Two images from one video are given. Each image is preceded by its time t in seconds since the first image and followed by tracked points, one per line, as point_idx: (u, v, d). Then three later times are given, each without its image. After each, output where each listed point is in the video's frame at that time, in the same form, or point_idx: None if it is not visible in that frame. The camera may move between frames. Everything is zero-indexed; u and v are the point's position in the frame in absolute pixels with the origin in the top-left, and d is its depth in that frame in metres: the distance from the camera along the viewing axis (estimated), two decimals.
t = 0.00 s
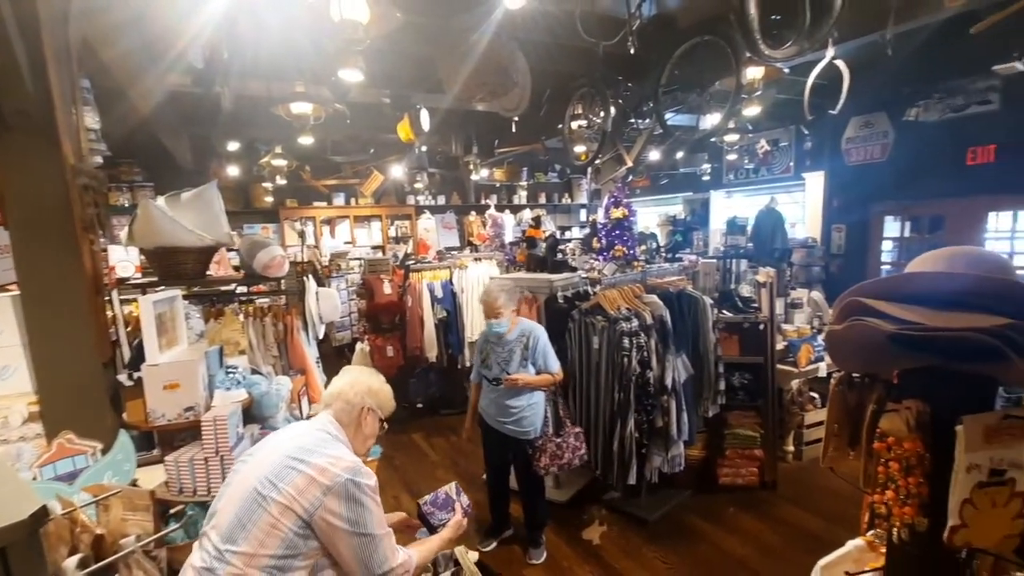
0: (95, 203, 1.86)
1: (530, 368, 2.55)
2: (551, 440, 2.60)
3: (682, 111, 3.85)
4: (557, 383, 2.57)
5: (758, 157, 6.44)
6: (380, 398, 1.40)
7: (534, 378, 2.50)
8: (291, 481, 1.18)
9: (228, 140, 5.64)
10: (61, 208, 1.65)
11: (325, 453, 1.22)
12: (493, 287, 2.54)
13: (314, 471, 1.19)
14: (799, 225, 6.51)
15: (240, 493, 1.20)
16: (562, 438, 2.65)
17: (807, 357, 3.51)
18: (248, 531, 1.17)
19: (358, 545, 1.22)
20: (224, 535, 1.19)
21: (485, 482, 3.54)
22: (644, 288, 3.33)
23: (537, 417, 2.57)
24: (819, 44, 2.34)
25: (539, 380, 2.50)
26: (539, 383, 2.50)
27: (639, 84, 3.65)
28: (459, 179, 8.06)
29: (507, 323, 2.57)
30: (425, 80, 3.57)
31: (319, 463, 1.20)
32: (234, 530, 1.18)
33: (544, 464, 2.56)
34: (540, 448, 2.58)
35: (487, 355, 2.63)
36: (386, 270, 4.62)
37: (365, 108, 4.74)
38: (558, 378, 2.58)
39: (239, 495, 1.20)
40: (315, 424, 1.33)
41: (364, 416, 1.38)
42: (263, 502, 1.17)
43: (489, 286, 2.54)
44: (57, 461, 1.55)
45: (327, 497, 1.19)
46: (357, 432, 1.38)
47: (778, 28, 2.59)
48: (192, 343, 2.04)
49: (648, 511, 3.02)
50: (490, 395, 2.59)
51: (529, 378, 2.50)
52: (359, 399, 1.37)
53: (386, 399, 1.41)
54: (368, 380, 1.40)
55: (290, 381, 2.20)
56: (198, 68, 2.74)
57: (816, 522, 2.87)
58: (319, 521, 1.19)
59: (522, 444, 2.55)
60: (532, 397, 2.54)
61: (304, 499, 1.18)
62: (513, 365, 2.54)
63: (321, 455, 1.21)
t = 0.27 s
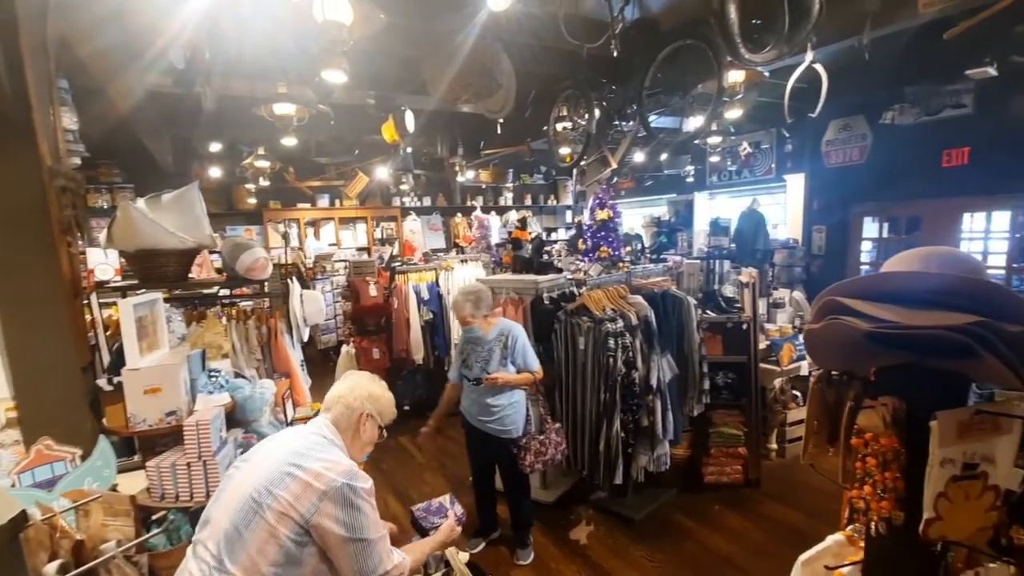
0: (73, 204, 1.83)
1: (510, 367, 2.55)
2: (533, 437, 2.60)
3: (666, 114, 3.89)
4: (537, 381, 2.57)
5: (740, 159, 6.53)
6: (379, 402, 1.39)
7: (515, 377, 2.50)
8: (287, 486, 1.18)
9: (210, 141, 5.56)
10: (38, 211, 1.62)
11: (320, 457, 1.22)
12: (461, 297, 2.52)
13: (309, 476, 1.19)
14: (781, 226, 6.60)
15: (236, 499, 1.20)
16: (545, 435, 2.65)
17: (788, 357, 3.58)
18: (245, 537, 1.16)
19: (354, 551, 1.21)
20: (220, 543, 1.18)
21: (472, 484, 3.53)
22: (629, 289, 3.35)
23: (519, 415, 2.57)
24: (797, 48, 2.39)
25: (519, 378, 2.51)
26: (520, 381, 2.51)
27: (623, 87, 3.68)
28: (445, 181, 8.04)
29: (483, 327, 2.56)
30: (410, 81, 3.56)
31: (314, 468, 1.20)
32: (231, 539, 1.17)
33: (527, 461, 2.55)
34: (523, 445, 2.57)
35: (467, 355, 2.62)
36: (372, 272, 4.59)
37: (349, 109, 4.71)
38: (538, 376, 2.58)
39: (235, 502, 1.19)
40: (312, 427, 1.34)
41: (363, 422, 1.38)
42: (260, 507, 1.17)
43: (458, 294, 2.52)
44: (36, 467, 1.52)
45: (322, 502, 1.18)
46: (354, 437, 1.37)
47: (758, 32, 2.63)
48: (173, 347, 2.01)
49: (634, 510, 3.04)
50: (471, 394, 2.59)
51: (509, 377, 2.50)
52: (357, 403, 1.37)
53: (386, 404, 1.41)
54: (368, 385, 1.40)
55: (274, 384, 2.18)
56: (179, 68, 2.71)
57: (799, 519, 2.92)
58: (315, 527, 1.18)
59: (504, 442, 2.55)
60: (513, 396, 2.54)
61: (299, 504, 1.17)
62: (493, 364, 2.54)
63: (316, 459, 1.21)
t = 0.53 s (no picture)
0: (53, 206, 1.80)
1: (493, 367, 2.55)
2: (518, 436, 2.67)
3: (651, 116, 3.92)
4: (520, 381, 2.59)
5: (725, 161, 6.61)
6: (380, 407, 1.39)
7: (498, 377, 2.51)
8: (283, 490, 1.17)
9: (193, 142, 5.50)
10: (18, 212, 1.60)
11: (316, 461, 1.21)
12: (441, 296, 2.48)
13: (305, 480, 1.18)
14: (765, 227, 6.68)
15: (234, 503, 1.19)
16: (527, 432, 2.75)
17: (772, 355, 3.62)
18: (243, 542, 1.16)
19: (351, 557, 1.19)
20: (220, 547, 1.17)
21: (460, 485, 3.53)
22: (616, 290, 3.37)
23: (503, 415, 2.56)
24: (778, 51, 2.44)
25: (503, 377, 2.52)
26: (503, 381, 2.52)
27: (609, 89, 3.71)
28: (432, 183, 8.02)
29: (462, 329, 2.53)
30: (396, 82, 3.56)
31: (310, 472, 1.19)
32: (229, 543, 1.16)
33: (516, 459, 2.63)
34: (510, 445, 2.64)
35: (450, 357, 2.61)
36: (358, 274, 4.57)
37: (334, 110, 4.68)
38: (521, 376, 2.60)
39: (233, 506, 1.19)
40: (311, 429, 1.33)
41: (363, 427, 1.38)
42: (257, 511, 1.16)
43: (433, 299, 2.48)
44: (15, 475, 1.48)
45: (318, 507, 1.17)
46: (354, 441, 1.37)
47: (741, 35, 2.68)
48: (156, 351, 1.99)
49: (622, 509, 3.06)
50: (455, 395, 2.58)
51: (492, 376, 2.51)
52: (360, 407, 1.37)
53: (387, 409, 1.40)
54: (370, 389, 1.40)
55: (259, 388, 2.16)
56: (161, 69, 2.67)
57: (783, 515, 2.95)
58: (312, 532, 1.17)
59: (489, 442, 2.53)
60: (497, 395, 2.54)
61: (296, 508, 1.16)
62: (476, 364, 2.54)
63: (312, 463, 1.20)
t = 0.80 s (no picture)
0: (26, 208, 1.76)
1: (476, 367, 2.53)
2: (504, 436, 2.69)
3: (634, 117, 3.95)
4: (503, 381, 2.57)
5: (707, 162, 6.69)
6: (372, 409, 1.38)
7: (481, 377, 2.49)
8: (282, 493, 1.16)
9: (172, 143, 5.41)
10: None
11: (314, 463, 1.20)
12: (423, 297, 2.50)
13: (304, 482, 1.17)
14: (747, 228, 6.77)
15: (232, 509, 1.18)
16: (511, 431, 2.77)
17: (755, 354, 3.67)
18: (243, 547, 1.15)
19: (350, 560, 1.17)
20: (219, 554, 1.16)
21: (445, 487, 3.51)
22: (600, 291, 3.40)
23: (487, 416, 2.56)
24: (756, 54, 2.51)
25: (486, 378, 2.50)
26: (486, 381, 2.49)
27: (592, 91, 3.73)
28: (416, 184, 7.99)
29: (444, 329, 2.53)
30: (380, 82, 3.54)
31: (309, 474, 1.18)
32: (229, 549, 1.15)
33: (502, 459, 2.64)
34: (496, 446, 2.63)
35: (434, 358, 2.60)
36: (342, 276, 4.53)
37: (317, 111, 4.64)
38: (504, 376, 2.58)
39: (232, 510, 1.18)
40: (305, 432, 1.32)
41: (355, 430, 1.37)
42: (257, 515, 1.15)
43: (416, 298, 2.50)
44: None
45: (317, 509, 1.15)
46: (346, 444, 1.36)
47: (721, 38, 2.74)
48: (134, 355, 1.95)
49: (608, 509, 3.07)
50: (438, 396, 2.57)
51: (475, 377, 2.49)
52: (353, 410, 1.36)
53: (379, 412, 1.40)
54: (362, 392, 1.39)
55: (240, 392, 2.13)
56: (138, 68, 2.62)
57: (766, 512, 2.99)
58: (312, 534, 1.16)
59: (472, 443, 2.53)
60: (479, 396, 2.53)
61: (296, 511, 1.16)
62: (459, 365, 2.53)
63: (310, 465, 1.19)
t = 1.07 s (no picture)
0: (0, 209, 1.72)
1: (462, 368, 2.53)
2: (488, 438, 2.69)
3: (619, 118, 3.97)
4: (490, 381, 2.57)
5: (691, 163, 6.77)
6: (354, 404, 1.38)
7: (468, 378, 2.49)
8: (269, 489, 1.15)
9: (152, 143, 5.32)
10: None
11: (298, 457, 1.19)
12: (407, 297, 2.49)
13: (290, 477, 1.16)
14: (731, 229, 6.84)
15: (217, 510, 1.16)
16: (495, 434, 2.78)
17: (739, 353, 3.70)
18: (230, 548, 1.12)
19: (339, 552, 1.17)
20: (207, 559, 1.13)
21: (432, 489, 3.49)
22: (586, 291, 3.41)
23: (473, 417, 2.56)
24: (737, 56, 2.55)
25: (473, 379, 2.50)
26: (473, 382, 2.50)
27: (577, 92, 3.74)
28: (402, 185, 7.95)
29: (429, 329, 2.52)
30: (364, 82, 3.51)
31: (294, 469, 1.17)
32: (217, 551, 1.13)
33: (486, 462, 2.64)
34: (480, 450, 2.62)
35: (418, 359, 2.58)
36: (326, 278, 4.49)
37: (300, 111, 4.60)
38: (490, 377, 2.58)
39: (217, 512, 1.15)
40: (285, 429, 1.30)
41: (338, 424, 1.37)
42: (245, 514, 1.13)
43: (401, 298, 2.49)
44: None
45: (305, 503, 1.15)
46: (329, 438, 1.36)
47: (704, 40, 2.76)
48: (112, 359, 1.92)
49: (595, 509, 3.08)
50: (423, 397, 2.56)
51: (462, 378, 2.49)
52: (335, 405, 1.36)
53: (361, 406, 1.40)
54: (344, 387, 1.39)
55: (222, 396, 2.09)
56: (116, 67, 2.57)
57: (752, 509, 3.02)
58: (301, 528, 1.15)
59: (458, 444, 2.52)
60: (465, 397, 2.52)
61: (284, 506, 1.14)
62: (445, 365, 2.52)
63: (295, 460, 1.18)
